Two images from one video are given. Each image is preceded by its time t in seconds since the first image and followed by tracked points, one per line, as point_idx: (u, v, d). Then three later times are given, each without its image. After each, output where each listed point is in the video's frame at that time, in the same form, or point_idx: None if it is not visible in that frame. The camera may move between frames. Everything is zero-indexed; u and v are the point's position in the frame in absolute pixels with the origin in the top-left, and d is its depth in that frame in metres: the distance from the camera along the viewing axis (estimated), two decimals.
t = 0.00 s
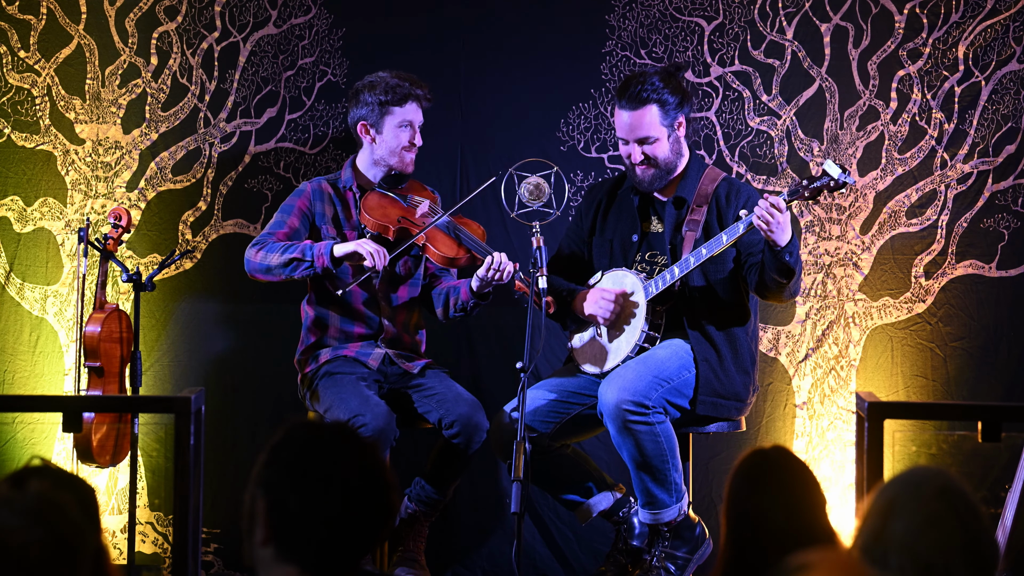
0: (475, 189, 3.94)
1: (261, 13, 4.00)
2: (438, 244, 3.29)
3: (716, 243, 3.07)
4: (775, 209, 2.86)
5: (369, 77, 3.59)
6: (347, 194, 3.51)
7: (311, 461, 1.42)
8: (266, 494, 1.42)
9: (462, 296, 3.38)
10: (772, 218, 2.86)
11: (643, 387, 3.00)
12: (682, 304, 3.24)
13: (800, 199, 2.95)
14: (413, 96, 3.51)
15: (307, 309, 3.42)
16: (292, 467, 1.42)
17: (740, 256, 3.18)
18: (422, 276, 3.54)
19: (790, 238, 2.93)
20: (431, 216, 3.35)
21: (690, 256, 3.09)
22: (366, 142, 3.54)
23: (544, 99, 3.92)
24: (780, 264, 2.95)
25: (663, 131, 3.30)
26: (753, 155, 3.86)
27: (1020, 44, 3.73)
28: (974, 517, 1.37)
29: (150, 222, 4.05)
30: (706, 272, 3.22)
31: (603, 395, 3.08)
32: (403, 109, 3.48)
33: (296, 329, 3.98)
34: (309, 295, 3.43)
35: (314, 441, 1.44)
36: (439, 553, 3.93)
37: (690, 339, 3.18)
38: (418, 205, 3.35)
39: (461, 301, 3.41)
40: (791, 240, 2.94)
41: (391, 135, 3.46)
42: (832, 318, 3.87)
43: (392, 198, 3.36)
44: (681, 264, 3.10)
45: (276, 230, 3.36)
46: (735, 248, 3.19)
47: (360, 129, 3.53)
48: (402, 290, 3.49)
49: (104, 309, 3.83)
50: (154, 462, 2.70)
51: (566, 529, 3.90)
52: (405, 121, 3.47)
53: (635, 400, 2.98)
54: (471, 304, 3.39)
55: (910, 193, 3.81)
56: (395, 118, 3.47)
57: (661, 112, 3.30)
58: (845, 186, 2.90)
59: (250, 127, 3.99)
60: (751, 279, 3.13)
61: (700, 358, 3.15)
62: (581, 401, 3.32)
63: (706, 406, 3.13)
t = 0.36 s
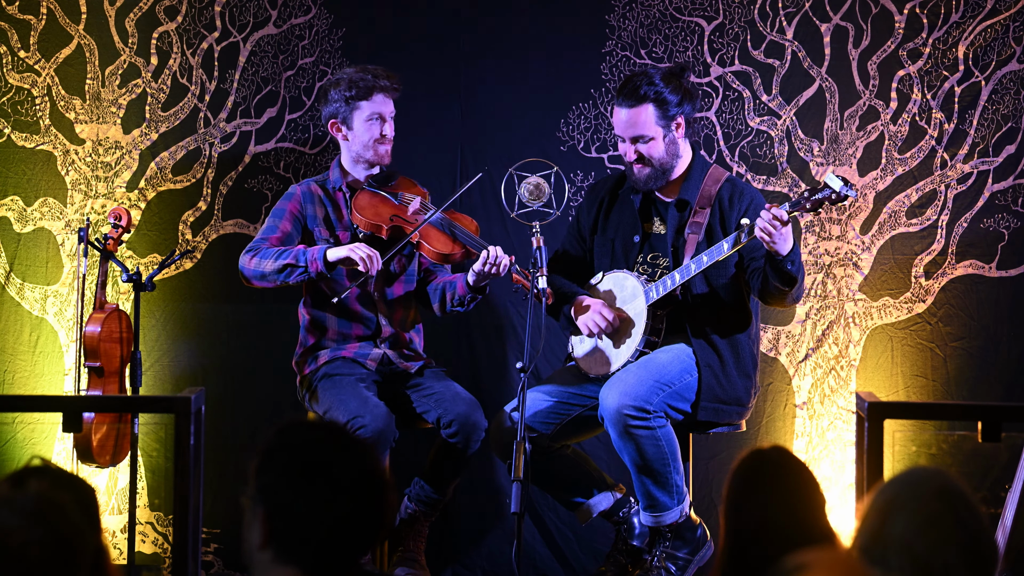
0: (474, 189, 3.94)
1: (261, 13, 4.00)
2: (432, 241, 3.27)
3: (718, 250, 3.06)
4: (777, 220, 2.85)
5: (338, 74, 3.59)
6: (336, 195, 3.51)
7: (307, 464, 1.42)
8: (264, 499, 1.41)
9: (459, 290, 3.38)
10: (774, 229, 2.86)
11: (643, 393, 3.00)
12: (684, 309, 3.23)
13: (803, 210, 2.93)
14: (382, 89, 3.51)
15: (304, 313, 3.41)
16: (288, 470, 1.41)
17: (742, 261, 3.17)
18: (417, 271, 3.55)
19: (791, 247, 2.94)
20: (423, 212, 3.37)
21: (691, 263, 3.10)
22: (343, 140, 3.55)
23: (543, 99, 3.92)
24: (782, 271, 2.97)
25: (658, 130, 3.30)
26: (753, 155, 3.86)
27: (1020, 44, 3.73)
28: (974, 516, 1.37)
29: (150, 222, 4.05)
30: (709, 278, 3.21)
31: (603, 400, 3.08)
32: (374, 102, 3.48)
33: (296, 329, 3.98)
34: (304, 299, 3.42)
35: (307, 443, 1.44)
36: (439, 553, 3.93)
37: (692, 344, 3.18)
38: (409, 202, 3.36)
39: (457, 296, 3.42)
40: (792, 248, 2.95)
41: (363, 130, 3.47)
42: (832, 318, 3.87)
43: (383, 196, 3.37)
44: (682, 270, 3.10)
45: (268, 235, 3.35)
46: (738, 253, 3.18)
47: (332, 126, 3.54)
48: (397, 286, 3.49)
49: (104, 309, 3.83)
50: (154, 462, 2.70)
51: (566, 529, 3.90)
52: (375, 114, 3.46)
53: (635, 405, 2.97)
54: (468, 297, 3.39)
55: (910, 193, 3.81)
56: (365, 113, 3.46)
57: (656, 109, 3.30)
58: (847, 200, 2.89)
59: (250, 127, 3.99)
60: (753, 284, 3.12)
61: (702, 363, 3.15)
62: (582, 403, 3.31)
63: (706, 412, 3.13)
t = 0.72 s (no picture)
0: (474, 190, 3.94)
1: (261, 13, 4.00)
2: (422, 243, 3.27)
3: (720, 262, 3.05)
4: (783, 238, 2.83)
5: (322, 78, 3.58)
6: (325, 198, 3.50)
7: (298, 468, 1.42)
8: (256, 502, 1.41)
9: (451, 289, 3.40)
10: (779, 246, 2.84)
11: (646, 405, 3.00)
12: (688, 317, 3.20)
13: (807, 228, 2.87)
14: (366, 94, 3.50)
15: (299, 315, 3.40)
16: (280, 474, 1.41)
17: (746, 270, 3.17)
18: (408, 269, 3.54)
19: (796, 262, 2.95)
20: (412, 213, 3.38)
21: (694, 273, 3.09)
22: (329, 145, 3.55)
23: (543, 99, 3.92)
24: (787, 286, 2.97)
25: (660, 140, 3.29)
26: (753, 155, 3.86)
27: (1020, 44, 3.73)
28: (975, 516, 1.37)
29: (150, 222, 4.05)
30: (713, 286, 3.20)
31: (606, 411, 3.08)
32: (360, 109, 3.47)
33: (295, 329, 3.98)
34: (300, 303, 3.42)
35: (297, 448, 1.43)
36: (439, 553, 3.93)
37: (696, 353, 3.16)
38: (398, 203, 3.37)
39: (450, 295, 3.44)
40: (797, 263, 2.95)
41: (349, 137, 3.46)
42: (832, 318, 3.87)
43: (372, 198, 3.37)
44: (686, 280, 3.09)
45: (260, 243, 3.34)
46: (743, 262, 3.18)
47: (319, 132, 3.55)
48: (390, 285, 3.49)
49: (104, 309, 3.83)
50: (153, 463, 2.70)
51: (566, 530, 3.90)
52: (361, 120, 3.46)
53: (639, 418, 2.98)
54: (461, 297, 3.41)
55: (910, 193, 3.81)
56: (350, 119, 3.45)
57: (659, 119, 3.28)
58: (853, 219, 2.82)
59: (250, 127, 3.99)
60: (758, 291, 3.10)
61: (705, 372, 3.14)
62: (583, 404, 3.32)
63: (709, 421, 3.14)
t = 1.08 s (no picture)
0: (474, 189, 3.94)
1: (261, 13, 4.00)
2: (423, 235, 3.27)
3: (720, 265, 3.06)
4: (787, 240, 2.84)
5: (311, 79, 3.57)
6: (323, 195, 3.51)
7: (303, 471, 1.42)
8: (262, 503, 1.41)
9: (454, 281, 3.38)
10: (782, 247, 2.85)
11: (648, 402, 3.00)
12: (689, 317, 3.23)
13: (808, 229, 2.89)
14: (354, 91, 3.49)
15: (299, 316, 3.41)
16: (285, 476, 1.42)
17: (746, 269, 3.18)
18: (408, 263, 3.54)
19: (797, 262, 2.94)
20: (411, 207, 3.37)
21: (694, 274, 3.10)
22: (324, 146, 3.57)
23: (543, 99, 3.92)
24: (788, 285, 2.96)
25: (664, 130, 3.30)
26: (753, 155, 3.86)
27: (1020, 44, 3.73)
28: (975, 516, 1.37)
29: (150, 222, 4.05)
30: (715, 286, 3.21)
31: (608, 408, 3.07)
32: (349, 107, 3.47)
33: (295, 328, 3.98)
34: (300, 302, 3.42)
35: (302, 451, 1.44)
36: (439, 553, 3.93)
37: (699, 353, 3.17)
38: (396, 197, 3.37)
39: (452, 287, 3.42)
40: (798, 263, 2.94)
41: (341, 135, 3.45)
42: (832, 317, 3.87)
43: (370, 194, 3.38)
44: (686, 280, 3.10)
45: (259, 243, 3.34)
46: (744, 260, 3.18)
47: (312, 133, 3.56)
48: (390, 277, 3.49)
49: (104, 309, 3.83)
50: (153, 462, 2.70)
51: (566, 529, 3.90)
52: (352, 118, 3.45)
53: (641, 415, 2.97)
54: (463, 287, 3.39)
55: (910, 193, 3.81)
56: (341, 118, 3.45)
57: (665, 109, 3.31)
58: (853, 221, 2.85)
59: (250, 127, 3.99)
60: (760, 290, 3.09)
61: (707, 371, 3.15)
62: (584, 405, 3.32)
63: (711, 421, 3.16)
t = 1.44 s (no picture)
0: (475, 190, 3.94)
1: (260, 13, 4.00)
2: (426, 242, 3.30)
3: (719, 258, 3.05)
4: (783, 230, 2.85)
5: (330, 78, 3.56)
6: (328, 196, 3.51)
7: (307, 473, 1.41)
8: (267, 503, 1.41)
9: (453, 289, 3.40)
10: (780, 240, 2.86)
11: (648, 396, 3.00)
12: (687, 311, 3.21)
13: (805, 221, 2.88)
14: (370, 98, 3.47)
15: (300, 314, 3.41)
16: (290, 477, 1.41)
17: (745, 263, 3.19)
18: (410, 270, 3.55)
19: (796, 255, 2.93)
20: (417, 212, 3.37)
21: (693, 269, 3.08)
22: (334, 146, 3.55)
23: (543, 99, 3.92)
24: (787, 278, 2.97)
25: (674, 114, 3.36)
26: (753, 155, 3.86)
27: (1020, 44, 3.73)
28: (975, 517, 1.37)
29: (150, 222, 4.05)
30: (712, 280, 3.21)
31: (607, 402, 3.08)
32: (364, 112, 3.45)
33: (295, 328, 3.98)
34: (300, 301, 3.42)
35: (310, 452, 1.43)
36: (439, 553, 3.93)
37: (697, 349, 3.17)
38: (402, 203, 3.37)
39: (451, 294, 3.44)
40: (797, 256, 2.94)
41: (353, 139, 3.45)
42: (832, 317, 3.87)
43: (376, 197, 3.37)
44: (685, 275, 3.09)
45: (260, 238, 3.35)
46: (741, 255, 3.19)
47: (324, 132, 3.55)
48: (392, 284, 3.49)
49: (104, 309, 3.83)
50: (154, 462, 2.70)
51: (566, 529, 3.90)
52: (366, 124, 3.44)
53: (639, 408, 2.98)
54: (461, 296, 3.41)
55: (910, 193, 3.81)
56: (354, 122, 3.44)
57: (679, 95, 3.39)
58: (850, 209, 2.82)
59: (250, 127, 3.99)
60: (756, 286, 3.11)
61: (706, 367, 3.15)
62: (583, 405, 3.31)
63: (711, 417, 3.14)
